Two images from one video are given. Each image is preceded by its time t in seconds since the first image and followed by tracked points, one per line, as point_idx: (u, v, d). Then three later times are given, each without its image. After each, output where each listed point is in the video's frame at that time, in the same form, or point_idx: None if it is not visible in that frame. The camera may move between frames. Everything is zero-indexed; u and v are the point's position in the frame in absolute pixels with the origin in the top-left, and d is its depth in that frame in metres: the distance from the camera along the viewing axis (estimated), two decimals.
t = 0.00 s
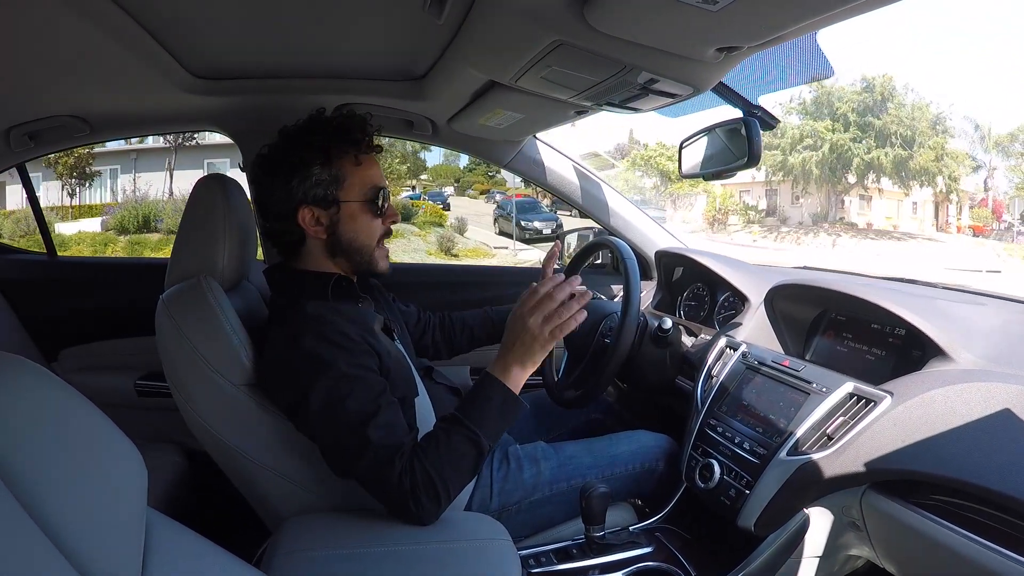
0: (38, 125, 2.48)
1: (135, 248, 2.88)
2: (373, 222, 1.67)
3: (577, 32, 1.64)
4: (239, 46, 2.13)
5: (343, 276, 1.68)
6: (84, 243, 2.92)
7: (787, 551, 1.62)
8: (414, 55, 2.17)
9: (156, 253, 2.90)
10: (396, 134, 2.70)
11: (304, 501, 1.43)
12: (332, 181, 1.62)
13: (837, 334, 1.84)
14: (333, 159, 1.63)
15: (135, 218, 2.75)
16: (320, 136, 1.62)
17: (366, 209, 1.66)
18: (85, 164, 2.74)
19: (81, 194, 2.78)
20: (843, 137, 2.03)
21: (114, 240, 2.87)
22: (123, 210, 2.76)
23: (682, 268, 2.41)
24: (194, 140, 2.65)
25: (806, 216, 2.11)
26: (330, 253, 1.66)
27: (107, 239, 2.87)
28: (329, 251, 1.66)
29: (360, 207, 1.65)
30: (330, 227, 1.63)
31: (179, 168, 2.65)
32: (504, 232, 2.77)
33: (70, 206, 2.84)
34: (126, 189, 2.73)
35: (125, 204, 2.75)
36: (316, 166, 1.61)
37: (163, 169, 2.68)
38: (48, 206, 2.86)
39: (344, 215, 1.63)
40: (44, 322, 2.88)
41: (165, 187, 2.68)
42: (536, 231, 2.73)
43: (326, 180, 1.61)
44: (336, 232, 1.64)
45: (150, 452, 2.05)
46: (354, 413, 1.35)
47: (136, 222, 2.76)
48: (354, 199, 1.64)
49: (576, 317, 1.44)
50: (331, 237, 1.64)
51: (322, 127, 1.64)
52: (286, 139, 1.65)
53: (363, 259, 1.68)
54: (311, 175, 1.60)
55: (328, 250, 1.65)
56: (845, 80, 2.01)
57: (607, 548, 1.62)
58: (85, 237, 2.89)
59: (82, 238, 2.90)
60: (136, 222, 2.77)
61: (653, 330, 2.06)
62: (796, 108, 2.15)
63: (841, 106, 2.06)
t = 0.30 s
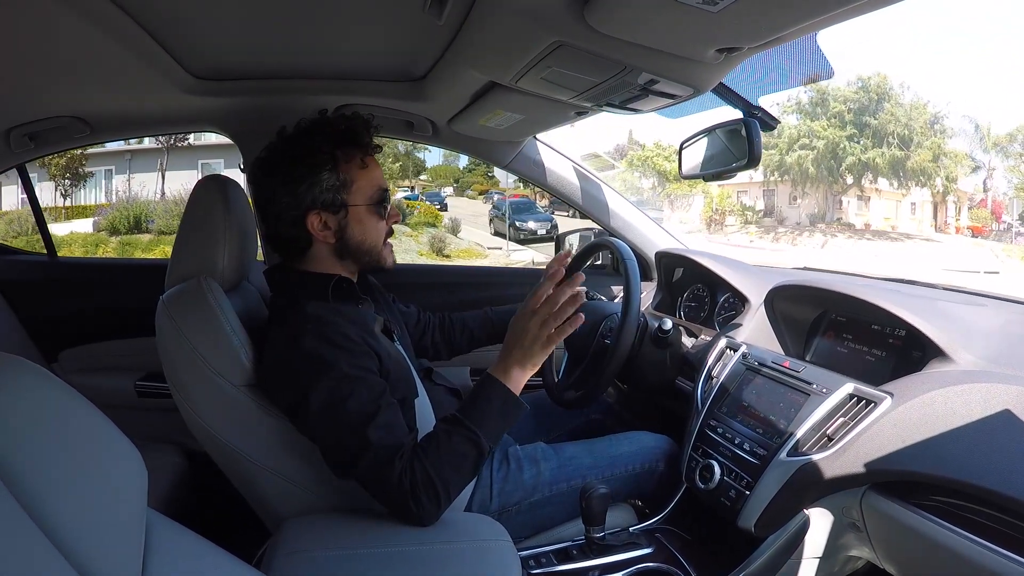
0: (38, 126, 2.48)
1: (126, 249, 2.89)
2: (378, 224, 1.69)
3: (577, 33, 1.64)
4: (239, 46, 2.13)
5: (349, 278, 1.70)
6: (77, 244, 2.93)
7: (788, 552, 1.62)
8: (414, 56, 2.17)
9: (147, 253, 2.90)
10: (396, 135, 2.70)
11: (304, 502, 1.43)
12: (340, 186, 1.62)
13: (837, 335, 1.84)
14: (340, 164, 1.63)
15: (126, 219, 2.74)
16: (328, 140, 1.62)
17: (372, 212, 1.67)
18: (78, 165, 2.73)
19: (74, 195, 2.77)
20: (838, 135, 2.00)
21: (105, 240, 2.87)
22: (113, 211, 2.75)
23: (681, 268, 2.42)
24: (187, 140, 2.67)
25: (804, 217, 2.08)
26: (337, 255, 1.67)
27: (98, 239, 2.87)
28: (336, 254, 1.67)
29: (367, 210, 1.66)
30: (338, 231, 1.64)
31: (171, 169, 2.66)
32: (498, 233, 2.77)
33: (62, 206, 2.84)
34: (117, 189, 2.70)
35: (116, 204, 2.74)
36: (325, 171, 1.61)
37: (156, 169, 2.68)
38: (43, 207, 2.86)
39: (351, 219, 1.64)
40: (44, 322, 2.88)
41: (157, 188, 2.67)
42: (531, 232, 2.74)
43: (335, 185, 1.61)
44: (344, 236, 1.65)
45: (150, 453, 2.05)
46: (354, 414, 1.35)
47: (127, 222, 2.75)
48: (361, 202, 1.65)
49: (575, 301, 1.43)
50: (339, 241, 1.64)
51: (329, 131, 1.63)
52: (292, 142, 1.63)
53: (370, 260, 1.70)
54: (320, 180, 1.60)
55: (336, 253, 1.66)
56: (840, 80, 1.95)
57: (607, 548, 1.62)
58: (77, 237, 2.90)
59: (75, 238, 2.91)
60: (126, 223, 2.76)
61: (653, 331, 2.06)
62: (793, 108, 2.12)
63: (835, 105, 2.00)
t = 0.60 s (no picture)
0: (38, 126, 2.47)
1: (121, 249, 2.90)
2: (381, 225, 1.69)
3: (577, 33, 1.64)
4: (239, 46, 2.13)
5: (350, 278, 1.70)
6: (72, 244, 2.93)
7: (788, 552, 1.62)
8: (414, 56, 2.17)
9: (142, 253, 2.91)
10: (396, 134, 2.70)
11: (304, 502, 1.43)
12: (342, 187, 1.62)
13: (837, 335, 1.84)
14: (343, 165, 1.63)
15: (122, 218, 2.77)
16: (332, 141, 1.61)
17: (374, 213, 1.67)
18: (74, 165, 2.73)
19: (70, 194, 2.78)
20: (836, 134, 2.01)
21: (100, 241, 2.88)
22: (109, 210, 2.77)
23: (682, 268, 2.41)
24: (183, 140, 2.68)
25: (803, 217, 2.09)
26: (338, 256, 1.67)
27: (93, 239, 2.88)
28: (337, 254, 1.67)
29: (369, 212, 1.66)
30: (340, 232, 1.64)
31: (166, 169, 2.67)
32: (496, 232, 2.74)
33: (59, 206, 2.85)
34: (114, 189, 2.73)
35: (112, 204, 2.77)
36: (327, 172, 1.60)
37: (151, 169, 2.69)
38: (43, 207, 2.86)
39: (353, 221, 1.64)
40: (44, 322, 2.88)
41: (152, 189, 2.69)
42: (527, 232, 2.68)
43: (337, 187, 1.61)
44: (346, 238, 1.65)
45: (149, 453, 2.05)
46: (354, 414, 1.35)
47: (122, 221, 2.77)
48: (363, 204, 1.65)
49: (527, 275, 1.49)
50: (341, 242, 1.65)
51: (332, 132, 1.63)
52: (295, 143, 1.62)
53: (372, 261, 1.70)
54: (322, 182, 1.60)
55: (337, 254, 1.67)
56: (838, 80, 1.94)
57: (607, 549, 1.62)
58: (72, 236, 2.91)
59: (70, 238, 2.93)
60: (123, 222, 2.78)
61: (653, 331, 2.06)
62: (791, 108, 2.10)
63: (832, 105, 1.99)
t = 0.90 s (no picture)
0: (38, 125, 2.47)
1: (116, 249, 2.91)
2: (374, 223, 1.68)
3: (577, 33, 1.64)
4: (239, 46, 2.13)
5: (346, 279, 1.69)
6: (69, 243, 2.95)
7: (788, 552, 1.62)
8: (414, 56, 2.18)
9: (137, 253, 2.92)
10: (397, 134, 2.70)
11: (303, 502, 1.43)
12: (330, 187, 1.61)
13: (837, 335, 1.84)
14: (331, 164, 1.62)
15: (117, 218, 2.80)
16: (318, 141, 1.61)
17: (365, 212, 1.66)
18: (70, 165, 2.74)
19: (67, 194, 2.80)
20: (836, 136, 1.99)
21: (96, 241, 2.89)
22: (105, 210, 2.81)
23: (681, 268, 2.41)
24: (179, 140, 2.67)
25: (801, 218, 2.10)
26: (332, 257, 1.66)
27: (88, 239, 2.90)
28: (330, 255, 1.67)
29: (360, 211, 1.65)
30: (331, 232, 1.64)
31: (162, 169, 2.70)
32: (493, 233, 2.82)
33: (56, 206, 2.87)
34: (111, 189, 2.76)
35: (108, 204, 2.80)
36: (314, 172, 1.60)
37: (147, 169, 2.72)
38: (44, 206, 2.86)
39: (344, 220, 1.63)
40: (44, 323, 2.88)
41: (150, 188, 2.73)
42: (525, 233, 2.77)
43: (325, 186, 1.61)
44: (338, 238, 1.64)
45: (149, 453, 2.05)
46: (353, 414, 1.35)
47: (118, 221, 2.81)
48: (353, 203, 1.64)
49: (525, 275, 1.46)
50: (333, 243, 1.64)
51: (318, 132, 1.63)
52: (283, 144, 1.63)
53: (367, 261, 1.69)
54: (309, 182, 1.60)
55: (330, 255, 1.66)
56: (837, 80, 1.95)
57: (607, 549, 1.62)
58: (69, 237, 2.93)
59: (66, 237, 2.94)
60: (118, 222, 2.82)
61: (653, 331, 2.07)
62: (790, 108, 2.11)
63: (832, 105, 2.00)
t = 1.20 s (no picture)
0: (37, 126, 2.47)
1: (110, 249, 2.91)
2: (378, 223, 1.67)
3: (577, 33, 1.64)
4: (239, 46, 2.13)
5: (348, 278, 1.68)
6: (65, 244, 2.96)
7: (788, 552, 1.62)
8: (413, 56, 2.18)
9: (132, 254, 2.93)
10: (397, 134, 2.70)
11: (303, 502, 1.43)
12: (335, 184, 1.61)
13: (837, 335, 1.84)
14: (336, 162, 1.62)
15: (113, 218, 2.81)
16: (324, 139, 1.62)
17: (370, 211, 1.66)
18: (67, 165, 2.74)
19: (63, 194, 2.79)
20: (834, 138, 1.99)
21: (92, 241, 2.90)
22: (100, 210, 2.82)
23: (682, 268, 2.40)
24: (176, 140, 2.68)
25: (799, 218, 2.11)
26: (335, 256, 1.66)
27: (85, 239, 2.91)
28: (334, 254, 1.66)
29: (365, 210, 1.65)
30: (335, 231, 1.63)
31: (158, 169, 2.69)
32: (490, 232, 2.82)
33: (52, 206, 2.86)
34: (106, 189, 2.77)
35: (104, 204, 2.81)
36: (319, 170, 1.60)
37: (143, 169, 2.72)
38: (43, 207, 2.86)
39: (349, 218, 1.63)
40: (43, 323, 2.88)
41: (145, 188, 2.73)
42: (521, 232, 2.75)
43: (329, 184, 1.61)
44: (342, 236, 1.63)
45: (149, 453, 2.05)
46: (353, 415, 1.35)
47: (112, 220, 2.82)
48: (358, 201, 1.64)
49: (524, 272, 1.46)
50: (336, 241, 1.64)
51: (324, 130, 1.63)
52: (289, 142, 1.63)
53: (370, 261, 1.68)
54: (314, 180, 1.59)
55: (334, 253, 1.65)
56: (836, 79, 1.95)
57: (607, 549, 1.62)
58: (65, 237, 2.94)
59: (63, 238, 2.95)
60: (112, 222, 2.82)
61: (653, 331, 2.07)
62: (789, 107, 2.09)
63: (832, 106, 1.98)
